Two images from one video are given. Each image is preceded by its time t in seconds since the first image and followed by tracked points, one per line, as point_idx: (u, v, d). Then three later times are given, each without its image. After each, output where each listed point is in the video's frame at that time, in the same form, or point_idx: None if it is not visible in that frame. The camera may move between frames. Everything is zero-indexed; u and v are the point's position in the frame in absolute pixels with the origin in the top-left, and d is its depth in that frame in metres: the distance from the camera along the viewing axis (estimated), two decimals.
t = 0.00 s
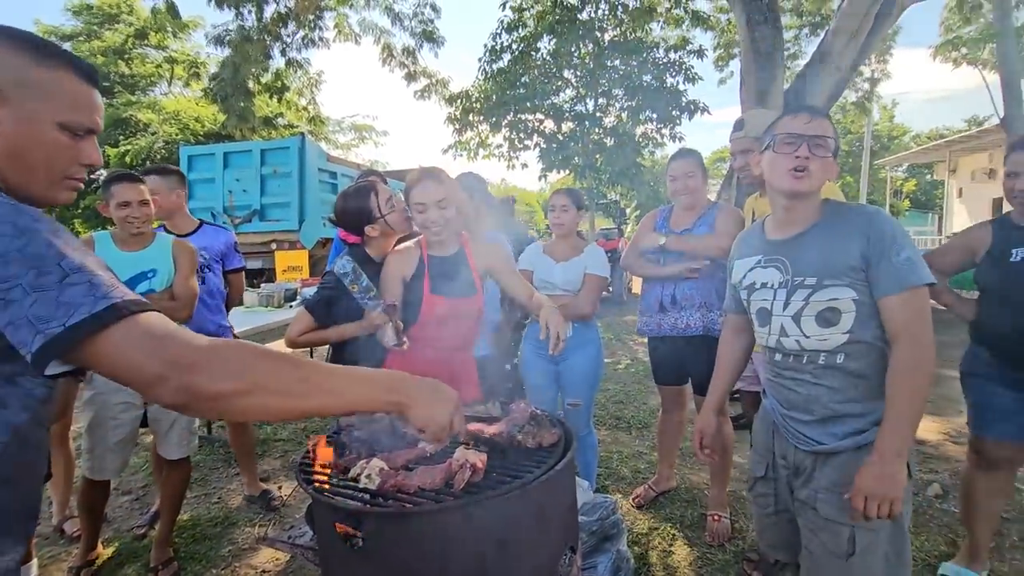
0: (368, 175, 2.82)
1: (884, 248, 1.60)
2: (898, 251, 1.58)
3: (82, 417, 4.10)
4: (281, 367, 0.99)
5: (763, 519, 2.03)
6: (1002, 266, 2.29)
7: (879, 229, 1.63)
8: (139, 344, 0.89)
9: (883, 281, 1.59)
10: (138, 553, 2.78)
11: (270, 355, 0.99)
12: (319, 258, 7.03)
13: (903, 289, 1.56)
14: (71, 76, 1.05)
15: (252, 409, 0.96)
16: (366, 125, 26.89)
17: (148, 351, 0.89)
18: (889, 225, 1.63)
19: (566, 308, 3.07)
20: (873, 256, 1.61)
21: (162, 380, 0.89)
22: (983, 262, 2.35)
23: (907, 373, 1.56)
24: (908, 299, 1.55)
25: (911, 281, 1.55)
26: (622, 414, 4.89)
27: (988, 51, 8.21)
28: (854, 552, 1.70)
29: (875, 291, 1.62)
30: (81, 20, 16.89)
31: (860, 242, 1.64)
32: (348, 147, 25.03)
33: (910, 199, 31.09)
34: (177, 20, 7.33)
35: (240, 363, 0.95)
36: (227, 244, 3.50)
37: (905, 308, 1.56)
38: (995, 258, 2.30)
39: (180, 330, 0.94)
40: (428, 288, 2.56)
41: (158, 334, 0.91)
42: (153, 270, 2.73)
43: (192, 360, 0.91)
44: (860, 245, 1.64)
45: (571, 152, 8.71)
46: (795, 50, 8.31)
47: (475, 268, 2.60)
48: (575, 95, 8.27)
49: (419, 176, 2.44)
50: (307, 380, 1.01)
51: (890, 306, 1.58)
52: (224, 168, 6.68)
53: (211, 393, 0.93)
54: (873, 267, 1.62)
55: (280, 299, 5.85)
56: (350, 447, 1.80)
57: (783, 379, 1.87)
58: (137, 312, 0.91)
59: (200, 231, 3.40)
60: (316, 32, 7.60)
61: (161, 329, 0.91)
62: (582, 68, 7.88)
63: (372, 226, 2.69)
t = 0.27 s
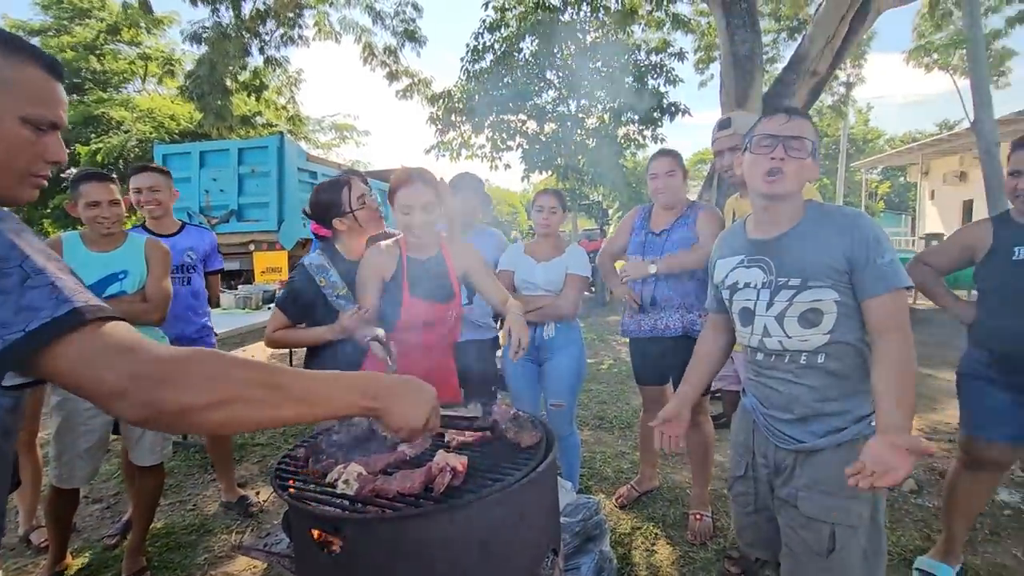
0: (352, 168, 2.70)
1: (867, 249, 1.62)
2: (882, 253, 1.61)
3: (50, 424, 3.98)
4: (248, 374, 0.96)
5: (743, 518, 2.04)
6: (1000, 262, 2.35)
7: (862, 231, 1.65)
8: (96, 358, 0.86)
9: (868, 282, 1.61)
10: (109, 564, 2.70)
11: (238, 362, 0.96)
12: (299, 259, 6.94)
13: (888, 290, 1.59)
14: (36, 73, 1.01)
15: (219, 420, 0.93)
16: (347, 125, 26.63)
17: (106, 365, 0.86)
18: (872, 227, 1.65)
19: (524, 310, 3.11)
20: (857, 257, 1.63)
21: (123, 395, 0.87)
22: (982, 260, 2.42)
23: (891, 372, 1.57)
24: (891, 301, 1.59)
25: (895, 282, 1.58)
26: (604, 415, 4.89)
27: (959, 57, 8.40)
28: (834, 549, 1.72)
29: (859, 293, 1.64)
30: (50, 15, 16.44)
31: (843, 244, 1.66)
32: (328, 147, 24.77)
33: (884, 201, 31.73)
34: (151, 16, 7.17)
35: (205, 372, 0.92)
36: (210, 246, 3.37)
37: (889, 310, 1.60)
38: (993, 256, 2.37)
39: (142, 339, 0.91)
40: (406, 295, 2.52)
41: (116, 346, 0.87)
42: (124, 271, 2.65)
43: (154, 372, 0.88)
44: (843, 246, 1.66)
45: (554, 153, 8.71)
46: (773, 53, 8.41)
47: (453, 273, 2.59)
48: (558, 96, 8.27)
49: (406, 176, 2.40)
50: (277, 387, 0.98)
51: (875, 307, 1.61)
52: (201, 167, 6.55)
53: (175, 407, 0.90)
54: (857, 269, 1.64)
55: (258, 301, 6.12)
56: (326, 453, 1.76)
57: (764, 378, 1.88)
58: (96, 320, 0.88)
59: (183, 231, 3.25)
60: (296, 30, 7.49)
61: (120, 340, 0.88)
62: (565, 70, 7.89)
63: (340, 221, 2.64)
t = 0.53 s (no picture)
0: (329, 171, 3.12)
1: (850, 249, 1.64)
2: (864, 253, 1.64)
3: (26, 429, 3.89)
4: (170, 371, 0.92)
5: (729, 517, 2.04)
6: (989, 258, 2.39)
7: (845, 232, 1.67)
8: (8, 371, 0.85)
9: (851, 281, 1.63)
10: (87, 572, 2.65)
11: (157, 360, 0.93)
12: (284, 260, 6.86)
13: (870, 290, 1.62)
14: None
15: (146, 424, 0.91)
16: (332, 124, 26.42)
17: (19, 378, 0.85)
18: (853, 228, 1.67)
19: (506, 311, 3.13)
20: (840, 257, 1.65)
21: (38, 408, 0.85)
22: (971, 257, 2.45)
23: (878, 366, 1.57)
24: (871, 297, 1.61)
25: (876, 281, 1.61)
26: (592, 414, 4.89)
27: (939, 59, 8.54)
28: (818, 545, 1.74)
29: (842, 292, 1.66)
30: (26, 11, 16.11)
31: (826, 244, 1.67)
32: (314, 146, 24.56)
33: (866, 201, 32.19)
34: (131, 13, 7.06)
35: (122, 373, 0.89)
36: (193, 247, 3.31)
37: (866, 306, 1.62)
38: (983, 252, 2.41)
39: (59, 348, 0.89)
40: (393, 290, 2.52)
41: (26, 356, 0.86)
42: (103, 272, 2.60)
43: (67, 380, 0.86)
44: (827, 246, 1.67)
45: (541, 153, 8.72)
46: (758, 55, 8.49)
47: (442, 276, 2.57)
48: (544, 97, 8.27)
49: (395, 175, 2.42)
50: (203, 384, 0.94)
51: (856, 307, 1.63)
52: (182, 167, 6.45)
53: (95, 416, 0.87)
54: (840, 268, 1.65)
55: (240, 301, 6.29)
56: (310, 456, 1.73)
57: (747, 377, 1.88)
58: (9, 327, 0.87)
59: (166, 231, 3.19)
60: (280, 28, 7.41)
61: (29, 349, 0.87)
62: (552, 70, 7.89)
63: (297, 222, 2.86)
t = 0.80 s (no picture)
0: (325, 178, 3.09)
1: (845, 252, 1.64)
2: (859, 256, 1.64)
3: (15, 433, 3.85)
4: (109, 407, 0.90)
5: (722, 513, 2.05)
6: (973, 255, 2.40)
7: (840, 234, 1.66)
8: None
9: (845, 283, 1.64)
10: None
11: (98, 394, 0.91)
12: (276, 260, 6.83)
13: (862, 291, 1.62)
14: None
15: (69, 460, 0.88)
16: (324, 124, 26.31)
17: None
18: (848, 229, 1.67)
19: (498, 310, 3.15)
20: (834, 259, 1.65)
21: None
22: (956, 255, 2.47)
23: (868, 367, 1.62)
24: (865, 302, 1.62)
25: (869, 284, 1.62)
26: (586, 413, 4.91)
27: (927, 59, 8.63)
28: (807, 540, 1.75)
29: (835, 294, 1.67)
30: (12, 10, 15.96)
31: (821, 245, 1.67)
32: (306, 146, 24.45)
33: (856, 199, 32.45)
34: (121, 12, 7.00)
35: (41, 406, 0.86)
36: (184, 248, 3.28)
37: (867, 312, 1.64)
38: (967, 249, 2.42)
39: None
40: (381, 281, 2.53)
41: None
42: (93, 273, 2.58)
43: None
44: (821, 248, 1.67)
45: (534, 152, 8.73)
46: (749, 54, 8.54)
47: (433, 273, 2.52)
48: (537, 96, 8.29)
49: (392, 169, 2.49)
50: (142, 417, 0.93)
51: (850, 307, 1.64)
52: (173, 166, 6.40)
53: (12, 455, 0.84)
54: (834, 270, 1.66)
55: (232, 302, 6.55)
56: (303, 456, 1.73)
57: (737, 374, 1.89)
58: None
59: (157, 232, 3.15)
60: (271, 27, 7.38)
61: None
62: (544, 69, 7.90)
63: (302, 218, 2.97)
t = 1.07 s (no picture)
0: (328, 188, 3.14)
1: (843, 245, 1.65)
2: (856, 249, 1.66)
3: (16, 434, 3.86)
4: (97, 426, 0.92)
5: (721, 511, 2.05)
6: (967, 251, 2.41)
7: (837, 227, 1.68)
8: None
9: (844, 276, 1.66)
10: None
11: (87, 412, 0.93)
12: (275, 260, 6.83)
13: (859, 286, 1.64)
14: None
15: (39, 480, 0.88)
16: (324, 124, 26.30)
17: None
18: (845, 222, 1.69)
19: (497, 309, 3.17)
20: (832, 252, 1.66)
21: None
22: (951, 251, 2.47)
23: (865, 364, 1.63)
24: (864, 296, 1.65)
25: (866, 277, 1.65)
26: (586, 411, 4.91)
27: (925, 56, 8.64)
28: (808, 539, 1.74)
29: (833, 289, 1.68)
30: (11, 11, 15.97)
31: (819, 238, 1.68)
32: (305, 146, 24.44)
33: (856, 197, 32.47)
34: (119, 13, 7.00)
35: (12, 426, 0.86)
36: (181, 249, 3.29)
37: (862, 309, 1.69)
38: (962, 246, 2.42)
39: None
40: (378, 279, 2.54)
41: None
42: (91, 275, 2.58)
43: None
44: (819, 241, 1.68)
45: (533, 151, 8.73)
46: (748, 52, 8.54)
47: (428, 271, 2.51)
48: (536, 95, 8.29)
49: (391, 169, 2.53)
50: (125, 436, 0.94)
51: (850, 301, 1.66)
52: (172, 167, 6.41)
53: None
54: (832, 263, 1.67)
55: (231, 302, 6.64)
56: (303, 456, 1.74)
57: (732, 371, 1.88)
58: None
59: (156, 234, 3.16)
60: (270, 27, 7.37)
61: None
62: (543, 68, 7.91)
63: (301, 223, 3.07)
